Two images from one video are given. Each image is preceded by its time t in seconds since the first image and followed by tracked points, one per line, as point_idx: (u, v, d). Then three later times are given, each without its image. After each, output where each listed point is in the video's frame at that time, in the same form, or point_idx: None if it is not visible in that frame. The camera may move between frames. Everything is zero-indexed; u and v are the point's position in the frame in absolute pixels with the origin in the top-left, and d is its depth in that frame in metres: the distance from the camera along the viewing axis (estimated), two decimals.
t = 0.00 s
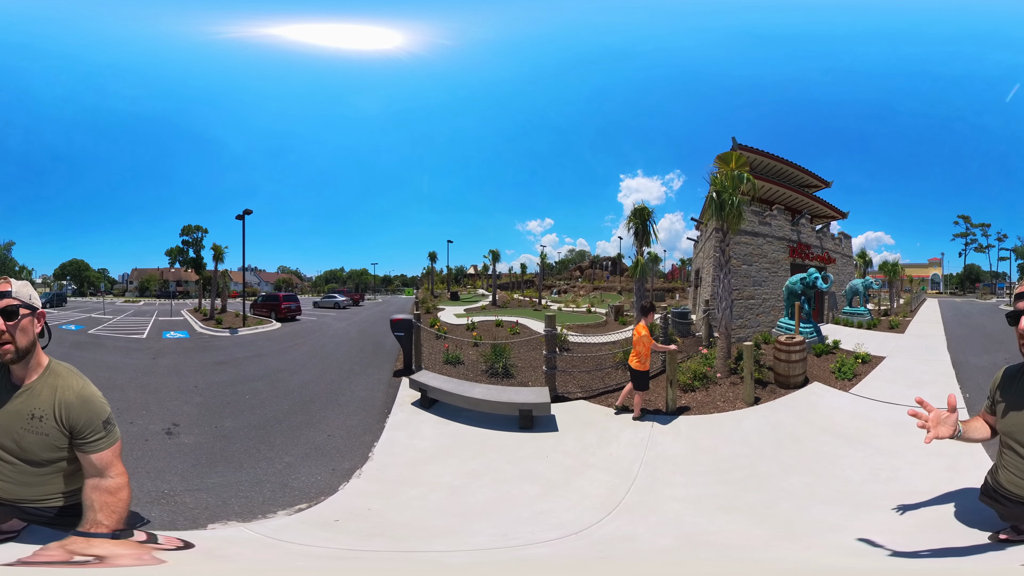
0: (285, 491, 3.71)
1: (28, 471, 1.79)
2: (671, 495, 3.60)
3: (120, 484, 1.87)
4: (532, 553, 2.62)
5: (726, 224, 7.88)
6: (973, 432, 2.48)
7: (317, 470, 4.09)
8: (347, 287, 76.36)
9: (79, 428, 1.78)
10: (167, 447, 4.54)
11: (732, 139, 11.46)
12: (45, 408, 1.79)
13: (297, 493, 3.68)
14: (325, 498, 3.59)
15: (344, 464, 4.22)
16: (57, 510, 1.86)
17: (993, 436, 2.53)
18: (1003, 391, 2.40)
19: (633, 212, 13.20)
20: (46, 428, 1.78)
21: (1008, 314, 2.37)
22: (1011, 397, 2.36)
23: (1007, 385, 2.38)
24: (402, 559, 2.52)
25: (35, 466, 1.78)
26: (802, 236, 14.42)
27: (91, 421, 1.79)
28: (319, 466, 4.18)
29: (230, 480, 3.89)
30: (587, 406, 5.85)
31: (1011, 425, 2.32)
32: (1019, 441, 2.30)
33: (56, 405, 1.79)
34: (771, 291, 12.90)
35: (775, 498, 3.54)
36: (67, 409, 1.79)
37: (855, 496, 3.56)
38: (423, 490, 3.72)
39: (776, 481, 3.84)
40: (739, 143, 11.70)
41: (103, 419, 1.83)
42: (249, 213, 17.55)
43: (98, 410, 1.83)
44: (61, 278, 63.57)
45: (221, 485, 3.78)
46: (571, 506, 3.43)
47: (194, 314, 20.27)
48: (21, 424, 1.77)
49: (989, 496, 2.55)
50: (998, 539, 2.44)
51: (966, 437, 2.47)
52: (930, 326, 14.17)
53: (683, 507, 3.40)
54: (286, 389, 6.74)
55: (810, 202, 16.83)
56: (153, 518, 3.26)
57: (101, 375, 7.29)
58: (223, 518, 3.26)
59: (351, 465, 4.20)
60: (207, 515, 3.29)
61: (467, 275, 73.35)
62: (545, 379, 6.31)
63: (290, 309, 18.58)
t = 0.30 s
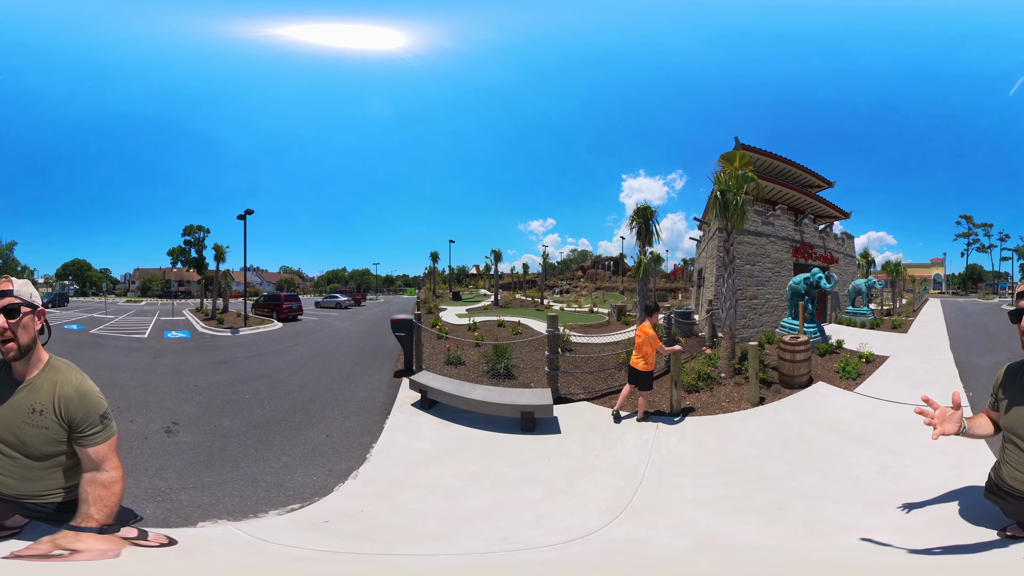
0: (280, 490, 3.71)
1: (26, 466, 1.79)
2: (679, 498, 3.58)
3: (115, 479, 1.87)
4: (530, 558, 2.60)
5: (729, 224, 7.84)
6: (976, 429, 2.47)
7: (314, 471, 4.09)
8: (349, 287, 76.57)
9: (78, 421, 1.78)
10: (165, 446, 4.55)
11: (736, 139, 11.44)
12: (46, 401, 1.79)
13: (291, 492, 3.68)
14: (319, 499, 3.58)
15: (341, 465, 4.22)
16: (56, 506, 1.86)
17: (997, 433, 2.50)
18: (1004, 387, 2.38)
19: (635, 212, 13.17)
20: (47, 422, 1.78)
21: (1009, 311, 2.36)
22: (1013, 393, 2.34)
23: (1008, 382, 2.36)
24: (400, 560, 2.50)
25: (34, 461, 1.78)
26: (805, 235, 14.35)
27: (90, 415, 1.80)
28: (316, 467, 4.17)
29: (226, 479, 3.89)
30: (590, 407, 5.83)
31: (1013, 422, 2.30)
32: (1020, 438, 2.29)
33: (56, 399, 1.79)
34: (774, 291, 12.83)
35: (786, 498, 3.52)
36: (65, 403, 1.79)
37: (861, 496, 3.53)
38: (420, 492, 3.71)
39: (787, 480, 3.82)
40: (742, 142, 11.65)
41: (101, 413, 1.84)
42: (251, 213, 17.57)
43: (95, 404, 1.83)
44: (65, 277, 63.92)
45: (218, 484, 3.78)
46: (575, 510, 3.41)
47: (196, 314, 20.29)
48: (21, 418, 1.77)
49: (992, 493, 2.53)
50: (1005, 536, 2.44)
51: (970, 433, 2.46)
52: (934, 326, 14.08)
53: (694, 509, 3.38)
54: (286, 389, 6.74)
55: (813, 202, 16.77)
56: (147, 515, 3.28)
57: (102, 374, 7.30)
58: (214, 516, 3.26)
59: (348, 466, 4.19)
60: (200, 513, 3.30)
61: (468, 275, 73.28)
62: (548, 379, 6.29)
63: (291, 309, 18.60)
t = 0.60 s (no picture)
0: (276, 488, 3.72)
1: (28, 462, 1.79)
2: (683, 500, 3.57)
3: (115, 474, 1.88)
4: (525, 560, 2.59)
5: (730, 223, 7.83)
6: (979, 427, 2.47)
7: (310, 470, 4.09)
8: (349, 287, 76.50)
9: (79, 415, 1.78)
10: (165, 444, 4.55)
11: (737, 139, 11.44)
12: (47, 397, 1.79)
13: (287, 491, 3.68)
14: (314, 498, 3.59)
15: (337, 465, 4.22)
16: (58, 502, 1.86)
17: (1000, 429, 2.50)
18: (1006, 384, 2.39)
19: (636, 211, 13.16)
20: (48, 417, 1.78)
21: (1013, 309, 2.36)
22: (1017, 391, 2.33)
23: (1012, 380, 2.35)
24: (397, 562, 2.49)
25: (36, 456, 1.78)
26: (806, 235, 14.33)
27: (91, 410, 1.80)
28: (313, 466, 4.17)
29: (224, 477, 3.89)
30: (591, 408, 5.82)
31: (1016, 420, 2.29)
32: None
33: (58, 394, 1.79)
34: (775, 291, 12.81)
35: (795, 499, 3.51)
36: (67, 398, 1.79)
37: (861, 497, 3.52)
38: (416, 493, 3.70)
39: (792, 481, 3.81)
40: (743, 142, 11.64)
41: (101, 408, 1.84)
42: (252, 213, 17.57)
43: (96, 400, 1.83)
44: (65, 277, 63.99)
45: (215, 482, 3.79)
46: (575, 513, 3.40)
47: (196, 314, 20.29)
48: (23, 414, 1.77)
49: (995, 489, 2.54)
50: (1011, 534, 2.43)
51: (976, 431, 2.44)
52: (936, 326, 14.06)
53: (699, 511, 3.39)
54: (286, 388, 6.74)
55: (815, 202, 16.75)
56: (144, 512, 3.28)
57: (102, 373, 7.30)
58: (209, 514, 3.27)
59: (345, 466, 4.19)
60: (195, 510, 3.30)
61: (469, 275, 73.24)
62: (549, 380, 6.27)
63: (292, 309, 18.60)
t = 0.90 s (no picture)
0: (278, 487, 3.72)
1: (38, 467, 1.79)
2: (678, 500, 3.58)
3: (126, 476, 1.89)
4: (522, 558, 2.60)
5: (730, 223, 7.85)
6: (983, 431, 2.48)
7: (312, 469, 4.09)
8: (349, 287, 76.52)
9: (88, 420, 1.79)
10: (166, 444, 4.55)
11: (737, 139, 11.44)
12: (54, 402, 1.79)
13: (289, 490, 3.69)
14: (316, 496, 3.59)
15: (338, 464, 4.22)
16: (69, 505, 1.87)
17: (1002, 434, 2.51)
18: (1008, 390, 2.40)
19: (636, 211, 13.17)
20: (57, 422, 1.79)
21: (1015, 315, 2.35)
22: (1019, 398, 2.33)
23: (1014, 386, 2.36)
24: (394, 560, 2.50)
25: (46, 461, 1.79)
26: (806, 235, 14.34)
27: (100, 413, 1.82)
28: (314, 465, 4.18)
29: (226, 476, 3.90)
30: (590, 408, 5.82)
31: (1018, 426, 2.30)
32: None
33: (66, 399, 1.80)
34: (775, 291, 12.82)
35: (789, 500, 3.52)
36: (76, 403, 1.80)
37: (857, 498, 3.53)
38: (414, 491, 3.71)
39: (790, 482, 3.82)
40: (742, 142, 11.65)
41: (110, 411, 1.85)
42: (252, 213, 17.57)
43: (104, 403, 1.84)
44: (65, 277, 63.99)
45: (218, 481, 3.79)
46: (570, 512, 3.41)
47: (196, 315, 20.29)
48: (30, 420, 1.77)
49: (997, 494, 2.57)
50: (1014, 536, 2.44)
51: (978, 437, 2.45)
52: (935, 326, 14.07)
53: (692, 511, 3.39)
54: (286, 388, 6.74)
55: (814, 202, 16.73)
56: (147, 512, 3.29)
57: (102, 373, 7.30)
58: (215, 513, 3.28)
59: (346, 465, 4.19)
60: (200, 510, 3.30)
61: (468, 275, 73.19)
62: (548, 381, 6.28)
63: (292, 309, 18.61)
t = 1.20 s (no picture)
0: (281, 488, 3.73)
1: (48, 472, 1.79)
2: (674, 499, 3.60)
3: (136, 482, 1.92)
4: (521, 556, 2.62)
5: (728, 223, 7.87)
6: (957, 421, 2.56)
7: (313, 469, 4.10)
8: (349, 287, 76.47)
9: (108, 428, 1.84)
10: (167, 444, 4.56)
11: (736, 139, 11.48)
12: (73, 412, 1.82)
13: (292, 490, 3.70)
14: (318, 496, 3.60)
15: (339, 463, 4.23)
16: (76, 507, 1.86)
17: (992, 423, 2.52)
18: (1005, 392, 2.38)
19: (635, 211, 13.19)
20: (75, 431, 1.81)
21: None
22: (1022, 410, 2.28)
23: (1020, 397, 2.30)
24: (394, 558, 2.52)
25: (58, 467, 1.79)
26: (804, 235, 14.36)
27: (119, 422, 1.87)
28: (316, 465, 4.19)
29: (228, 477, 3.91)
30: (588, 408, 5.84)
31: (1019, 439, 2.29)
32: None
33: (86, 409, 1.83)
34: (773, 291, 12.84)
35: (783, 500, 3.54)
36: (95, 412, 1.84)
37: (854, 497, 3.55)
38: (415, 490, 3.73)
39: (787, 482, 3.84)
40: (742, 142, 11.66)
41: (128, 420, 1.91)
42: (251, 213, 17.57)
43: (123, 413, 1.89)
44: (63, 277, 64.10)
45: (220, 482, 3.80)
46: (568, 510, 3.42)
47: (195, 314, 20.28)
48: (46, 429, 1.78)
49: (993, 498, 2.59)
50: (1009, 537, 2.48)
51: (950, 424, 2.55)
52: (934, 327, 14.08)
53: (688, 510, 3.41)
54: (286, 388, 6.75)
55: (813, 203, 16.73)
56: (148, 514, 3.29)
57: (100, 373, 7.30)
58: (219, 514, 3.28)
59: (347, 465, 4.20)
60: (203, 511, 3.31)
61: (468, 275, 73.19)
62: (546, 381, 6.29)
63: (291, 309, 18.62)
